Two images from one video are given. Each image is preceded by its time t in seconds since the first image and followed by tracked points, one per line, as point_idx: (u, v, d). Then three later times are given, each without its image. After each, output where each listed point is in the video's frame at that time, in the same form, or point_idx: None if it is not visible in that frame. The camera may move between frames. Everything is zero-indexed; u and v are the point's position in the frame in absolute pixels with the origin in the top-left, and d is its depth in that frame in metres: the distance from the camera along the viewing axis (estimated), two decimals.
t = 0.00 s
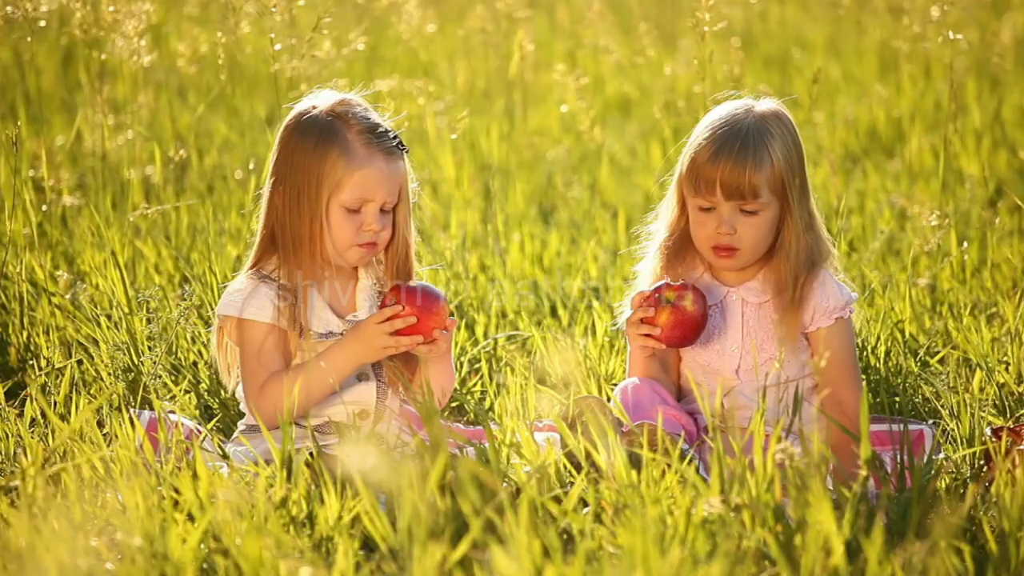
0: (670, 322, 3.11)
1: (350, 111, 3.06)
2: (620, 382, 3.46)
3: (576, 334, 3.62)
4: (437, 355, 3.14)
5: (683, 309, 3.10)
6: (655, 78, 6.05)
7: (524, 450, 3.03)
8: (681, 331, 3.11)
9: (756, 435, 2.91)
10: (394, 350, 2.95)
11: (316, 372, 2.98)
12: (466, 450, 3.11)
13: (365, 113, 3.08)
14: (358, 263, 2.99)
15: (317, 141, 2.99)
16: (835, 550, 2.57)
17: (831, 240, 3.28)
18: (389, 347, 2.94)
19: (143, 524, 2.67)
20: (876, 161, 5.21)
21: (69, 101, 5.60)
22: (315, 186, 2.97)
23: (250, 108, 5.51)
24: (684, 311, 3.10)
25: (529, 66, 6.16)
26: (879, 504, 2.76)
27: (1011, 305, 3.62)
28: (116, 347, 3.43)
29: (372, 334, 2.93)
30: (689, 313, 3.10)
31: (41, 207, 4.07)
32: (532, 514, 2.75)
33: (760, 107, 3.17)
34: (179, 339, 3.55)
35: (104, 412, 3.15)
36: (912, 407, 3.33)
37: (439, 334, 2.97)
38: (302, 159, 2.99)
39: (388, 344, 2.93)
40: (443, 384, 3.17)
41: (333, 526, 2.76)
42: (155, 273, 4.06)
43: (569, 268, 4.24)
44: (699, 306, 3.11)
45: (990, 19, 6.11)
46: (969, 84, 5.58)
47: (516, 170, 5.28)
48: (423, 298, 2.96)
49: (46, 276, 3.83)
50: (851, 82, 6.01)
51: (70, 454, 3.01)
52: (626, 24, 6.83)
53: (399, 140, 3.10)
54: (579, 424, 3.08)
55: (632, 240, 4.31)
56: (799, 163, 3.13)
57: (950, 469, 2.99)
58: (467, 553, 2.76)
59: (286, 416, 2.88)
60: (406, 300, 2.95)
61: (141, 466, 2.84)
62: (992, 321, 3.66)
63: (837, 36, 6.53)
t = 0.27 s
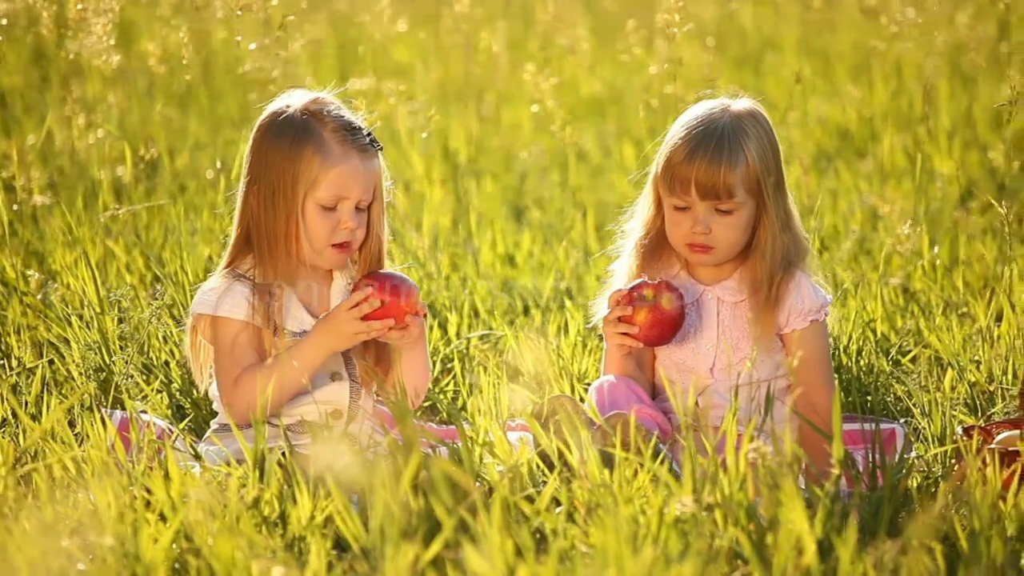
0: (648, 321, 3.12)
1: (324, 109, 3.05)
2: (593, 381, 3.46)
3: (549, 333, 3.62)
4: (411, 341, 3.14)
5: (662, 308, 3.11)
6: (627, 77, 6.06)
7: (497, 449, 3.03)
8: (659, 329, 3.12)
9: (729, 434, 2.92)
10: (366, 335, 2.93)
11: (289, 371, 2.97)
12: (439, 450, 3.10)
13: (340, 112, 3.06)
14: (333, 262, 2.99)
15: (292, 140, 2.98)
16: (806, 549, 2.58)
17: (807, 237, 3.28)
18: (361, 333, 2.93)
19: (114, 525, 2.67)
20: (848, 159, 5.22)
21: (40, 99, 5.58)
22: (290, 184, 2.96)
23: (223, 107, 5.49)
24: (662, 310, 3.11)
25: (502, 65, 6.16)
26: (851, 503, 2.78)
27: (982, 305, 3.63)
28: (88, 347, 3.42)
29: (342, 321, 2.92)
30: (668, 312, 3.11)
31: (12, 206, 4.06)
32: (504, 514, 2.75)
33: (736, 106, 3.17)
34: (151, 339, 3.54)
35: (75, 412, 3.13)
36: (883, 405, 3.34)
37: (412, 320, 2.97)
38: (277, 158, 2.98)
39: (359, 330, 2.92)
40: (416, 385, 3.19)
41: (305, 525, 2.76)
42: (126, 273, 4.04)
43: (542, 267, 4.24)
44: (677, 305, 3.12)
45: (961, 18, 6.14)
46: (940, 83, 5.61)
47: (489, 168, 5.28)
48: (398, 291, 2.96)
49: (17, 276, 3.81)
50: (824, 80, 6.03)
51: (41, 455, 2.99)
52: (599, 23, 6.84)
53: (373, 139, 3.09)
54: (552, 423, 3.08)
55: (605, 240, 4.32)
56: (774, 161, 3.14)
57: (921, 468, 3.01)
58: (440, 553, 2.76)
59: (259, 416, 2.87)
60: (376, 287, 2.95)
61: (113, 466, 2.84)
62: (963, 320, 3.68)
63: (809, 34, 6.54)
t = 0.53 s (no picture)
0: (628, 321, 3.11)
1: (305, 110, 3.03)
2: (568, 380, 3.46)
3: (524, 333, 3.63)
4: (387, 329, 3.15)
5: (642, 308, 3.11)
6: (603, 75, 6.08)
7: (471, 448, 3.03)
8: (639, 330, 3.12)
9: (705, 433, 2.92)
10: (340, 323, 2.92)
11: (266, 371, 2.96)
12: (413, 449, 3.10)
13: (319, 112, 3.05)
14: (312, 264, 2.95)
15: (267, 137, 2.98)
16: (780, 548, 2.58)
17: (786, 235, 3.28)
18: (336, 322, 2.92)
19: (88, 525, 2.66)
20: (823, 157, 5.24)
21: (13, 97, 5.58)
22: (263, 181, 2.95)
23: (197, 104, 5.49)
24: (642, 309, 3.11)
25: (478, 63, 6.17)
26: (824, 502, 2.78)
27: (955, 304, 3.65)
28: (61, 347, 3.41)
29: (317, 312, 2.91)
30: (648, 312, 3.12)
31: None
32: (479, 514, 2.75)
33: (712, 104, 3.18)
34: (125, 338, 3.53)
35: (48, 412, 3.13)
36: (857, 404, 3.35)
37: (385, 308, 2.97)
38: (253, 155, 2.98)
39: (333, 319, 2.91)
40: (393, 385, 3.23)
41: (279, 525, 2.75)
42: (99, 273, 3.99)
43: (515, 265, 4.25)
44: (657, 305, 3.13)
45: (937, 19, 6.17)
46: (915, 83, 5.64)
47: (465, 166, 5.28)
48: (372, 285, 2.96)
49: None
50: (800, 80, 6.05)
51: (13, 455, 2.99)
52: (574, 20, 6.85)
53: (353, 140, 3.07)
54: (527, 423, 3.08)
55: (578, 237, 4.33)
56: (749, 159, 3.14)
57: (895, 466, 3.01)
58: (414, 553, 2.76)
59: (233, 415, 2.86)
60: (349, 276, 2.95)
61: (86, 466, 2.83)
62: (937, 319, 3.70)
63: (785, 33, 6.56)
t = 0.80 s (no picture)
0: (600, 319, 3.12)
1: (280, 110, 3.03)
2: (546, 380, 3.45)
3: (500, 332, 3.63)
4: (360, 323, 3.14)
5: (612, 305, 3.11)
6: (581, 75, 6.08)
7: (448, 447, 3.03)
8: (611, 328, 3.12)
9: (680, 431, 2.92)
10: (313, 318, 2.93)
11: (240, 370, 2.97)
12: (390, 448, 3.10)
13: (294, 112, 3.05)
14: (288, 262, 2.96)
15: (241, 135, 2.98)
16: (757, 546, 2.58)
17: (763, 231, 3.28)
18: (308, 316, 2.92)
19: (64, 524, 2.65)
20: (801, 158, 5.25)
21: None
22: (238, 180, 2.95)
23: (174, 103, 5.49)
24: (613, 306, 3.11)
25: (456, 61, 6.17)
26: (801, 501, 2.78)
27: (932, 303, 3.65)
28: (36, 347, 3.41)
29: (289, 306, 2.92)
30: (620, 310, 3.12)
31: None
32: (456, 513, 2.74)
33: (689, 104, 3.18)
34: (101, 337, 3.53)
35: (24, 412, 3.12)
36: (834, 403, 3.35)
37: (358, 300, 2.96)
38: (227, 154, 2.97)
39: (306, 313, 2.92)
40: (370, 384, 3.22)
41: (256, 524, 2.75)
42: (74, 271, 4.01)
43: (492, 264, 4.25)
44: (629, 303, 3.12)
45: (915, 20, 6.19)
46: (892, 83, 5.66)
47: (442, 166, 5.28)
48: (345, 279, 2.95)
49: None
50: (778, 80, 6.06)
51: None
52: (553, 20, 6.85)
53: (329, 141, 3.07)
54: (503, 422, 3.08)
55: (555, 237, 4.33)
56: (724, 157, 3.15)
57: (872, 465, 3.01)
58: (391, 552, 2.75)
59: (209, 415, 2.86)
60: (321, 269, 2.96)
61: (62, 466, 2.82)
62: (913, 318, 3.71)
63: (763, 32, 6.57)
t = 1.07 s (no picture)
0: (573, 315, 3.12)
1: (256, 110, 3.03)
2: (525, 380, 3.46)
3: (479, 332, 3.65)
4: (337, 323, 3.14)
5: (584, 299, 3.12)
6: (562, 76, 6.10)
7: (427, 448, 3.03)
8: (585, 325, 3.13)
9: (659, 435, 2.93)
10: (292, 321, 2.94)
11: (218, 371, 2.97)
12: (370, 449, 3.09)
13: (271, 112, 3.05)
14: (265, 263, 2.96)
15: (219, 135, 2.98)
16: (737, 545, 2.58)
17: (741, 232, 3.29)
18: (288, 319, 2.93)
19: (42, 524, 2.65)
20: (780, 159, 5.28)
21: None
22: (215, 179, 2.94)
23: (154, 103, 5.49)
24: (587, 303, 3.12)
25: (436, 62, 6.19)
26: (780, 502, 2.78)
27: (910, 303, 3.67)
28: (14, 348, 3.41)
29: (268, 307, 2.93)
30: (591, 303, 3.12)
31: None
32: (436, 513, 2.74)
33: (667, 105, 3.20)
34: (79, 338, 3.53)
35: (2, 413, 3.12)
36: (813, 404, 3.36)
37: (337, 304, 2.98)
38: (205, 153, 2.98)
39: (286, 315, 2.92)
40: (350, 386, 3.21)
41: (235, 525, 2.75)
42: (52, 272, 4.03)
43: (471, 266, 4.27)
44: (600, 294, 3.13)
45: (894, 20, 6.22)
46: (872, 84, 5.68)
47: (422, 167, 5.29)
48: (324, 280, 2.96)
49: None
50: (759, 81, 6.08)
51: None
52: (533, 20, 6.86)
53: (305, 141, 3.07)
54: (484, 423, 3.08)
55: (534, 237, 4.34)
56: (701, 157, 3.17)
57: (850, 465, 3.01)
58: (371, 552, 2.75)
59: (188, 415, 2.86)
60: (301, 272, 2.96)
61: (40, 466, 2.82)
62: (892, 318, 3.72)
63: (742, 33, 6.60)
